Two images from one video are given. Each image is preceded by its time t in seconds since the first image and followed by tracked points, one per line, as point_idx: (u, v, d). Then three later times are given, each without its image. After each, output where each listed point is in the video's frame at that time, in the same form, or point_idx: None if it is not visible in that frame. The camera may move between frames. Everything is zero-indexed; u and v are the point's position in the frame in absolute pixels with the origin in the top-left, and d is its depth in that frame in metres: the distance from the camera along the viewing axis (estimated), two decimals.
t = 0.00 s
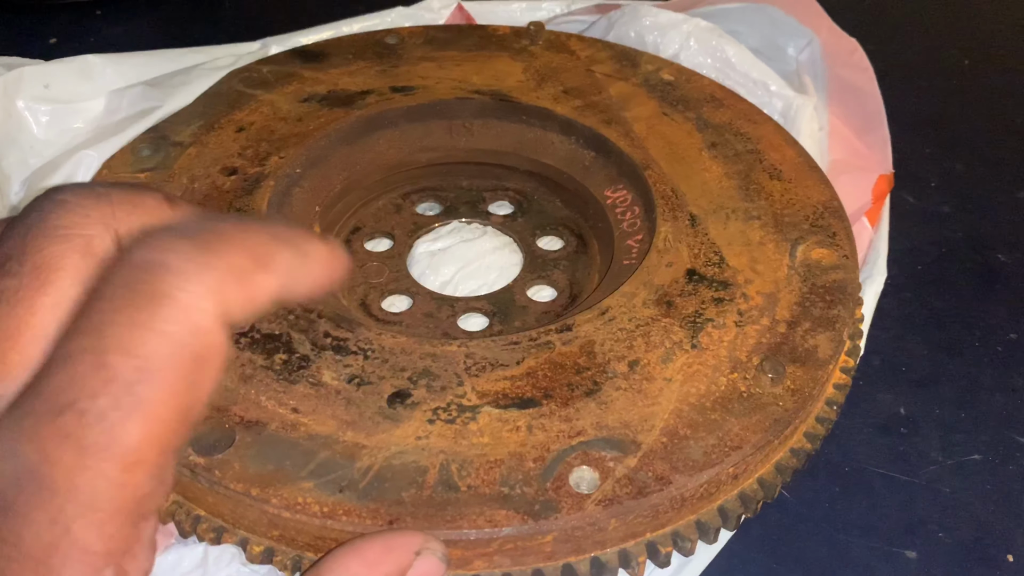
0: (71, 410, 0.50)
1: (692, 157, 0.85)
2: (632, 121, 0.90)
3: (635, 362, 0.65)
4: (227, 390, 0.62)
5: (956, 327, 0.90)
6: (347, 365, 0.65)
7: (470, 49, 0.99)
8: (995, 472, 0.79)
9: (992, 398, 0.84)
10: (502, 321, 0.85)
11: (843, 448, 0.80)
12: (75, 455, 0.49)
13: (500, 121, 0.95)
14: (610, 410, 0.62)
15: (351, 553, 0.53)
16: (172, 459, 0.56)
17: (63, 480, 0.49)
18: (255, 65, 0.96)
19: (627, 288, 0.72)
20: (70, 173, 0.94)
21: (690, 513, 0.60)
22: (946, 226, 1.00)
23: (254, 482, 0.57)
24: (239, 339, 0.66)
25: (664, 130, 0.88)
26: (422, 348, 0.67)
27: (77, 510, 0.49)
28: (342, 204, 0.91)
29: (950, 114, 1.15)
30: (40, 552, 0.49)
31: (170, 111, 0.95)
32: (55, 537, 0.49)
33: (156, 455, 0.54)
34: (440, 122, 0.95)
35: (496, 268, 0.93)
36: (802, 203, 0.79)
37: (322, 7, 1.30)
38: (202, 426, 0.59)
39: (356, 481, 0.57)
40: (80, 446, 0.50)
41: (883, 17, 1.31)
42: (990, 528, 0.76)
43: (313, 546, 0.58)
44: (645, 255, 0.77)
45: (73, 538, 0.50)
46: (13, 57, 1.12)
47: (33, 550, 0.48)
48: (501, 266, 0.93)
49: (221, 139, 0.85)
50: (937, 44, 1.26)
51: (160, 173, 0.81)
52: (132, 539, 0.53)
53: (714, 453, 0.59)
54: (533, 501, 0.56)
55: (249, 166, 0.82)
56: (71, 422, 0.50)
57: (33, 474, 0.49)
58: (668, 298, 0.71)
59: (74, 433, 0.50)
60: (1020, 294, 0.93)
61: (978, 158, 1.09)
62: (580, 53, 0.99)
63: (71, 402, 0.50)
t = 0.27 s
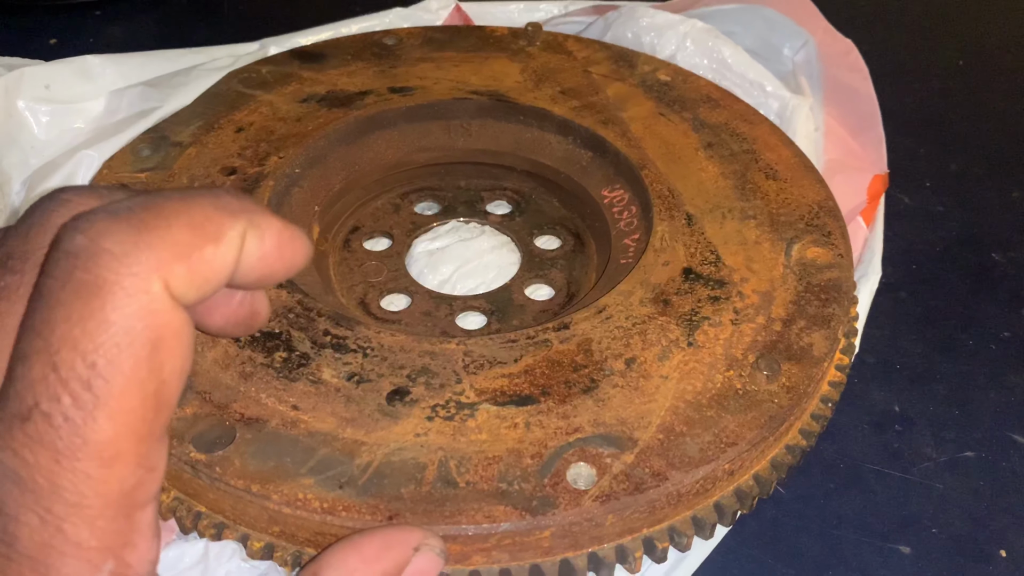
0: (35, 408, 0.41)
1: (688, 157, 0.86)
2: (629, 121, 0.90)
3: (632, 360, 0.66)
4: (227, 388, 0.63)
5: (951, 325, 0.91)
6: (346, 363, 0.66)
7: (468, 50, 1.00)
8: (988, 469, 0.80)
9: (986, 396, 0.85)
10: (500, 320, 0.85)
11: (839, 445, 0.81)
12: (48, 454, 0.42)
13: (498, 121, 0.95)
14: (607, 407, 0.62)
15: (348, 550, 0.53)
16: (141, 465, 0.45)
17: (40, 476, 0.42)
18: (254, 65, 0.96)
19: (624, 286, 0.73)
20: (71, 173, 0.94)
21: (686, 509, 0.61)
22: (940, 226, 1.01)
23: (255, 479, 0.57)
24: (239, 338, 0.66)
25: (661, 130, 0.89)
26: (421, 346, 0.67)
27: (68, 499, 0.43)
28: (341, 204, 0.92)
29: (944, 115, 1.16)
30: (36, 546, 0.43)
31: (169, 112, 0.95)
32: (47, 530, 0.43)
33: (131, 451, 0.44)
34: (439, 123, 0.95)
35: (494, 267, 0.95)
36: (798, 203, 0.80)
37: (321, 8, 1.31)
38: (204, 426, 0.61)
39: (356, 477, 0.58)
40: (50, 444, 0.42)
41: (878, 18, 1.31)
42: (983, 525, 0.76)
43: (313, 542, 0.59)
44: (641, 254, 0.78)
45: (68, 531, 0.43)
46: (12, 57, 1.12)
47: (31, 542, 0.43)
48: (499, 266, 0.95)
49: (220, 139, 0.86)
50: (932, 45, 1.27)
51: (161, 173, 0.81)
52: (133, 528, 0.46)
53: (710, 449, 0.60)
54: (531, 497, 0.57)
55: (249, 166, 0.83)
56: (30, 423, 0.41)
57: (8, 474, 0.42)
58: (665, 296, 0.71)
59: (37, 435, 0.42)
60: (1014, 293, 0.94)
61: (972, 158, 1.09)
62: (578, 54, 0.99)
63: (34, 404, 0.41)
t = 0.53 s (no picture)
0: (42, 404, 0.39)
1: (685, 156, 0.86)
2: (625, 121, 0.90)
3: (628, 359, 0.66)
4: (222, 388, 0.63)
5: (948, 325, 0.91)
6: (342, 363, 0.65)
7: (465, 50, 1.00)
8: (985, 468, 0.80)
9: (983, 396, 0.85)
10: (496, 320, 0.85)
11: (835, 444, 0.81)
12: (49, 450, 0.39)
13: (495, 121, 0.95)
14: (603, 408, 0.62)
15: (343, 552, 0.53)
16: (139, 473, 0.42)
17: (39, 471, 0.39)
18: (251, 65, 0.96)
19: (621, 286, 0.72)
20: (66, 174, 0.94)
21: (682, 509, 0.61)
22: (937, 225, 1.01)
23: (250, 479, 0.57)
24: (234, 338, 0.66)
25: (657, 130, 0.89)
26: (417, 346, 0.67)
27: (65, 498, 0.40)
28: (337, 204, 0.92)
29: (941, 114, 1.15)
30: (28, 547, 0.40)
31: (165, 112, 0.95)
32: (41, 528, 0.40)
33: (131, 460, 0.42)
34: (435, 123, 0.95)
35: (491, 268, 0.94)
36: (794, 202, 0.80)
37: (317, 8, 1.31)
38: (199, 427, 0.61)
39: (351, 477, 0.58)
40: (53, 441, 0.39)
41: (874, 18, 1.31)
42: (981, 524, 0.76)
43: (308, 543, 0.58)
44: (638, 254, 0.78)
45: (63, 532, 0.40)
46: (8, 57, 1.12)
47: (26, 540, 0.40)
48: (495, 265, 0.95)
49: (216, 140, 0.86)
50: (929, 45, 1.27)
51: (156, 173, 0.81)
52: (130, 533, 0.43)
53: (706, 449, 0.60)
54: (527, 497, 0.57)
55: (245, 167, 0.83)
56: (35, 418, 0.39)
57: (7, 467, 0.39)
58: (661, 296, 0.71)
59: (39, 430, 0.39)
60: (1011, 293, 0.94)
61: (969, 158, 1.09)
62: (574, 53, 0.99)
63: (40, 405, 0.39)
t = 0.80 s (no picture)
0: (89, 391, 0.39)
1: (685, 155, 0.85)
2: (625, 120, 0.90)
3: (628, 360, 0.66)
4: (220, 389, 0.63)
5: (949, 324, 0.90)
6: (340, 364, 0.65)
7: (463, 49, 0.99)
8: (987, 468, 0.80)
9: (984, 395, 0.85)
10: (495, 320, 0.85)
11: (836, 445, 0.80)
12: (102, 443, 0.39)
13: (494, 121, 0.95)
14: (603, 408, 0.62)
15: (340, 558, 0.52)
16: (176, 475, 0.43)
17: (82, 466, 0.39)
18: (249, 65, 0.96)
19: (620, 286, 0.72)
20: (64, 175, 0.94)
21: (682, 510, 0.61)
22: (938, 224, 1.01)
23: (248, 481, 0.57)
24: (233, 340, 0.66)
25: (657, 129, 0.88)
26: (416, 347, 0.67)
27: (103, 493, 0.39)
28: (335, 204, 0.92)
29: (941, 113, 1.15)
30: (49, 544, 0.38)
31: (163, 113, 0.95)
32: (68, 524, 0.39)
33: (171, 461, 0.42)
34: (433, 123, 0.95)
35: (490, 267, 0.94)
36: (794, 201, 0.80)
37: (316, 8, 1.30)
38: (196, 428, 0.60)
39: (350, 479, 0.57)
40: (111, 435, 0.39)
41: (875, 17, 1.31)
42: (983, 524, 0.76)
43: (306, 545, 0.58)
44: (638, 254, 0.77)
45: (93, 527, 0.39)
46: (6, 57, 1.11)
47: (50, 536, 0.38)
48: (495, 266, 0.94)
49: (214, 140, 0.85)
50: (929, 43, 1.27)
51: (154, 173, 0.81)
52: (146, 532, 0.42)
53: (707, 450, 0.60)
54: (527, 498, 0.56)
55: (242, 167, 0.82)
56: (83, 409, 0.39)
57: (41, 462, 0.38)
58: (661, 296, 0.71)
59: (85, 422, 0.39)
60: (1012, 292, 0.94)
61: (970, 156, 1.09)
62: (573, 53, 0.99)
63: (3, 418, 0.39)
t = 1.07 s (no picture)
0: (156, 403, 0.35)
1: (685, 152, 0.85)
2: (625, 118, 0.90)
3: (628, 357, 0.65)
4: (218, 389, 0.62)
5: (951, 321, 0.90)
6: (339, 363, 0.65)
7: (463, 47, 0.99)
8: (989, 465, 0.79)
9: (986, 392, 0.84)
10: (495, 318, 0.85)
11: (838, 443, 0.80)
12: (154, 451, 0.35)
13: (493, 119, 0.94)
14: (604, 406, 0.62)
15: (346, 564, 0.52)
16: (223, 492, 0.38)
17: (132, 473, 0.34)
18: (247, 63, 0.95)
19: (621, 283, 0.72)
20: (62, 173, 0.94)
21: (684, 508, 0.60)
22: (939, 221, 1.00)
23: (247, 480, 0.57)
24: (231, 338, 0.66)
25: (657, 126, 0.88)
26: (415, 345, 0.66)
27: (148, 505, 0.35)
28: (334, 203, 0.91)
29: (942, 110, 1.15)
30: (81, 563, 0.33)
31: (160, 111, 0.95)
32: (106, 539, 0.34)
33: (229, 470, 0.38)
34: (432, 121, 0.94)
35: (490, 265, 0.94)
36: (795, 198, 0.79)
37: (314, 6, 1.30)
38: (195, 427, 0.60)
39: (349, 478, 0.57)
40: (164, 444, 0.35)
41: (875, 13, 1.31)
42: (986, 521, 0.75)
43: (305, 544, 0.58)
44: (638, 251, 0.77)
45: (131, 544, 0.34)
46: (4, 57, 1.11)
47: (82, 548, 0.33)
48: (495, 263, 0.94)
49: (213, 138, 0.85)
50: (929, 40, 1.26)
51: (152, 172, 0.81)
52: (176, 553, 0.37)
53: (709, 447, 0.59)
54: (527, 496, 0.56)
55: (241, 165, 0.82)
56: (143, 418, 0.35)
57: (86, 467, 0.34)
58: (662, 293, 0.71)
59: (145, 432, 0.35)
60: (1014, 289, 0.93)
61: (970, 153, 1.09)
62: (573, 50, 0.98)
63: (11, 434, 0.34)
